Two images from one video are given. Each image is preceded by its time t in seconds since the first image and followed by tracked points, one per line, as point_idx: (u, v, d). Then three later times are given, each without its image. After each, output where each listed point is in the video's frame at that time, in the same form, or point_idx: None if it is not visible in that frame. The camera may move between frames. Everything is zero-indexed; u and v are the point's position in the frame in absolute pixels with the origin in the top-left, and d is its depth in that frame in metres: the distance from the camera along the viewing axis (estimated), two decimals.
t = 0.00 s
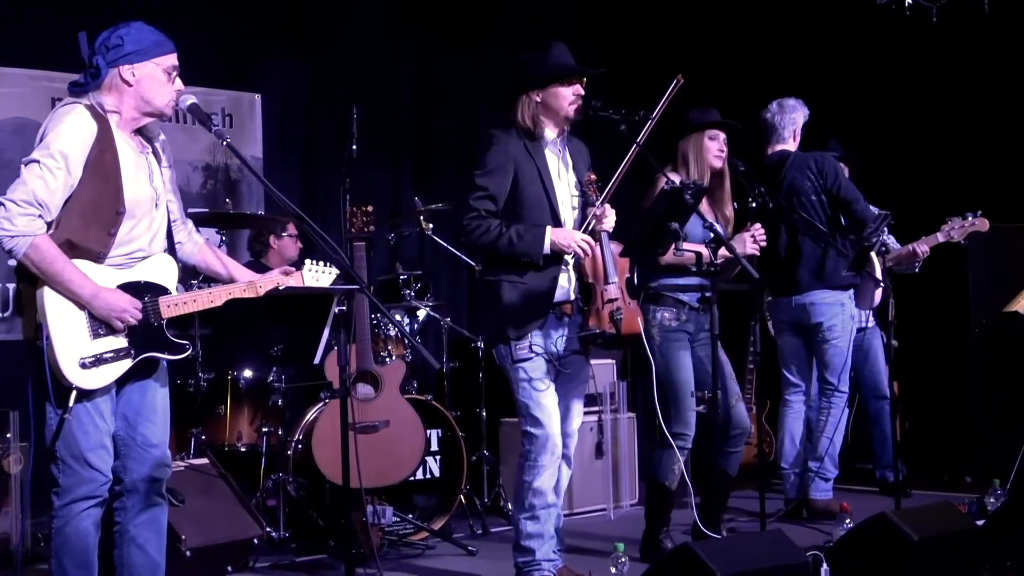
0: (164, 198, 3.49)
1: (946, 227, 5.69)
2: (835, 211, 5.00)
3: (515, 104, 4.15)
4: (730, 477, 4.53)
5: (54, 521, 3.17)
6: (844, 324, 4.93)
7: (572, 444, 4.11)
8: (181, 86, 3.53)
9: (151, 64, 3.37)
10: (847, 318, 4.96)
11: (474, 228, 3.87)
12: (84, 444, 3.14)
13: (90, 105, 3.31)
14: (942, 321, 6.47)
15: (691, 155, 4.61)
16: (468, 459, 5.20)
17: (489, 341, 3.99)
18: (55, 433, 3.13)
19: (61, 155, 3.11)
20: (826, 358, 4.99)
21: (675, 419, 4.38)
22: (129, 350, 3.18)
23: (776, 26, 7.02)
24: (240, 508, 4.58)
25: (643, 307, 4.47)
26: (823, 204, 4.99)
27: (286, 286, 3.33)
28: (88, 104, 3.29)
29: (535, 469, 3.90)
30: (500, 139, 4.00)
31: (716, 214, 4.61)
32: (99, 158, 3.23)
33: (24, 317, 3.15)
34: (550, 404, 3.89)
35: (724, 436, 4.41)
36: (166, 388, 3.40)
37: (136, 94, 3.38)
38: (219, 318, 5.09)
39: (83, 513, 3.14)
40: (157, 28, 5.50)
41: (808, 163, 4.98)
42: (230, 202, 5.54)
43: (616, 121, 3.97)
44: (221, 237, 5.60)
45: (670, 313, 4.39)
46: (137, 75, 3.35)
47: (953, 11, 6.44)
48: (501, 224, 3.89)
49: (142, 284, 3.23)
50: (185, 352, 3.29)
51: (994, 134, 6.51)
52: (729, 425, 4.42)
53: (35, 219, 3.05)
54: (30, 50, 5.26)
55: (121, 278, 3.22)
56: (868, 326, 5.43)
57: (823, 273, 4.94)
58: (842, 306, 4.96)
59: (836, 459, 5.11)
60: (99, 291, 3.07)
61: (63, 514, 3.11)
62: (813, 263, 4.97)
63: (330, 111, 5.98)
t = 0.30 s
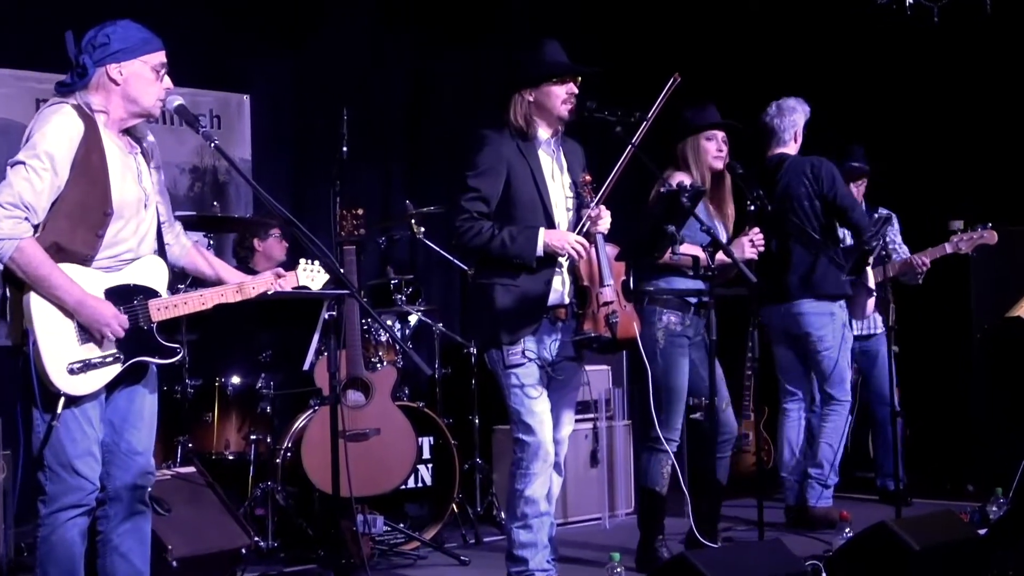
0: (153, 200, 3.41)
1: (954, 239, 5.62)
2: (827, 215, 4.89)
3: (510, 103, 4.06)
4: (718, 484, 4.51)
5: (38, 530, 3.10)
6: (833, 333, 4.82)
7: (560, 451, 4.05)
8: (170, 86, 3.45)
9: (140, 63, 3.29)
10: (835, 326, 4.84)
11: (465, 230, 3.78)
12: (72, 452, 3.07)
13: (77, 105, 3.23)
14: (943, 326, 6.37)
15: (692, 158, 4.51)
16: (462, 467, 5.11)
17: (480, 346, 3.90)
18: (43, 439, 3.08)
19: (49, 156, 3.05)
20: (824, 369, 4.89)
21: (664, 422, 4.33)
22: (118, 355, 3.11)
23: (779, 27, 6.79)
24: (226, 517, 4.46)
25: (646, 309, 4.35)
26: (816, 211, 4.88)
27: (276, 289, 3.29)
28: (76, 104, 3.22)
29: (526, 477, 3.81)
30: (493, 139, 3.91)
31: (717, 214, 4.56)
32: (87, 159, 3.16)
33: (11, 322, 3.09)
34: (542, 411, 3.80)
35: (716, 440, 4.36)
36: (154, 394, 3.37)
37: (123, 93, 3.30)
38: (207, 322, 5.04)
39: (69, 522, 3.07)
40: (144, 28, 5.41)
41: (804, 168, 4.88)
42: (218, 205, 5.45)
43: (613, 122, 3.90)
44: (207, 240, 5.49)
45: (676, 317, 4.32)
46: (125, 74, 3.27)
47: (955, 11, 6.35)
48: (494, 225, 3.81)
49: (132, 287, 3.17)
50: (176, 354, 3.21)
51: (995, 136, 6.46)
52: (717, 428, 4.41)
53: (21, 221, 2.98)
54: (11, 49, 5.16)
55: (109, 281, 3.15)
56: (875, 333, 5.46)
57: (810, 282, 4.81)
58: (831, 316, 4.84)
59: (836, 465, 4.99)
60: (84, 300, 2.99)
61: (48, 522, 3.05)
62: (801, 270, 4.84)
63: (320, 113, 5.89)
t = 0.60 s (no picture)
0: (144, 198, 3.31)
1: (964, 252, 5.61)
2: (820, 214, 4.71)
3: (506, 102, 3.96)
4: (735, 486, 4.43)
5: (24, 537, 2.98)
6: (834, 332, 4.66)
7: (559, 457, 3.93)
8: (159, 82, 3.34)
9: (126, 58, 3.18)
10: (838, 323, 4.69)
11: (457, 233, 3.68)
12: (61, 456, 2.96)
13: (63, 103, 3.13)
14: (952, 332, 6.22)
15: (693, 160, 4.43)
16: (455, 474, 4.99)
17: (474, 350, 3.82)
18: (33, 445, 2.98)
19: (33, 157, 2.95)
20: (823, 370, 4.72)
21: (663, 426, 4.19)
22: (112, 356, 3.05)
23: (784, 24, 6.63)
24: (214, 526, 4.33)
25: (645, 312, 4.28)
26: (812, 211, 4.73)
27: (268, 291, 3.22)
28: (61, 102, 3.12)
29: (521, 484, 3.68)
30: (487, 139, 3.81)
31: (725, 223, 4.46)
32: (73, 158, 3.06)
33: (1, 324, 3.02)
34: (538, 416, 3.69)
35: (730, 444, 4.30)
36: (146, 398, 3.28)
37: (110, 91, 3.19)
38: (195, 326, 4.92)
39: (57, 528, 2.95)
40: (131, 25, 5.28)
41: (806, 168, 4.73)
42: (205, 207, 5.33)
43: (610, 122, 3.80)
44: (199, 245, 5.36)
45: (675, 318, 4.23)
46: (111, 71, 3.16)
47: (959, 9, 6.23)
48: (487, 228, 3.70)
49: (123, 287, 3.09)
50: (171, 355, 3.15)
51: (1000, 134, 6.36)
52: (729, 429, 4.31)
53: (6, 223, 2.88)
54: None
55: (98, 283, 3.06)
56: (880, 337, 5.35)
57: (806, 286, 4.69)
58: (831, 315, 4.68)
59: (837, 468, 4.83)
60: (74, 301, 2.91)
61: (37, 528, 2.93)
62: (789, 261, 4.75)
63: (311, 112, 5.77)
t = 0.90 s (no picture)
0: (129, 201, 3.22)
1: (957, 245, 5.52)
2: (822, 227, 4.56)
3: (497, 101, 3.87)
4: (713, 508, 4.30)
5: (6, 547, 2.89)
6: (823, 337, 4.48)
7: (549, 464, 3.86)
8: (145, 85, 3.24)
9: (111, 61, 3.08)
10: (828, 327, 4.52)
11: (443, 234, 3.61)
12: (47, 464, 2.87)
13: (46, 108, 3.04)
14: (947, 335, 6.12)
15: (682, 161, 4.35)
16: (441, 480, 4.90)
17: (460, 355, 3.72)
18: (19, 453, 2.87)
19: (15, 163, 2.85)
20: (808, 375, 4.54)
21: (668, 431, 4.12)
22: (98, 364, 2.94)
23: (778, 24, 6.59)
24: (195, 534, 4.27)
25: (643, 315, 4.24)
26: (812, 220, 4.58)
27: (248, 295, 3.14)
28: (43, 106, 3.02)
29: (509, 490, 3.59)
30: (475, 139, 3.72)
31: (725, 221, 4.39)
32: (55, 163, 2.96)
33: None
34: (527, 421, 3.61)
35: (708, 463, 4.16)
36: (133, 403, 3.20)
37: (94, 94, 3.09)
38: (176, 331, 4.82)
39: (42, 539, 2.87)
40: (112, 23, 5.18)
41: (812, 175, 4.57)
42: (187, 208, 5.24)
43: (600, 123, 3.71)
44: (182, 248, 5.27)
45: (670, 323, 4.15)
46: (95, 74, 3.06)
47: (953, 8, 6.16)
48: (474, 229, 3.63)
49: (109, 292, 3.00)
50: (158, 361, 3.04)
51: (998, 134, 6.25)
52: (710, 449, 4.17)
53: None
54: None
55: (84, 288, 2.98)
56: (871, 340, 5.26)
57: (795, 294, 4.50)
58: (821, 320, 4.50)
59: (824, 482, 4.69)
60: (59, 308, 2.81)
61: (21, 539, 2.84)
62: (782, 266, 4.59)
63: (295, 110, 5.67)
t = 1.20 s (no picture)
0: (117, 202, 3.12)
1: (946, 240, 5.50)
2: (827, 232, 4.47)
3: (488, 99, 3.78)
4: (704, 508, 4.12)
5: None
6: (820, 337, 4.36)
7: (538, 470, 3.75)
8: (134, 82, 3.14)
9: (97, 59, 2.99)
10: (825, 329, 4.40)
11: (432, 232, 3.52)
12: (27, 468, 2.79)
13: (30, 105, 2.95)
14: (945, 334, 6.07)
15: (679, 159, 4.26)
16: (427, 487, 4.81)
17: (449, 357, 3.61)
18: None
19: None
20: (801, 377, 4.41)
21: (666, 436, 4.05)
22: (82, 366, 2.85)
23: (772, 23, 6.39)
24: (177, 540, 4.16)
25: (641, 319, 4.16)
26: (814, 217, 4.49)
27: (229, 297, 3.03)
28: (27, 103, 2.93)
29: (496, 496, 3.50)
30: (465, 136, 3.63)
31: (716, 217, 4.21)
32: (39, 161, 2.87)
33: None
34: (516, 426, 3.51)
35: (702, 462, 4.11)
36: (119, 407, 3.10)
37: (79, 92, 3.00)
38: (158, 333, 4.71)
39: (20, 545, 2.80)
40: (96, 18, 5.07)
41: (819, 173, 4.48)
42: (169, 207, 5.14)
43: (592, 121, 3.61)
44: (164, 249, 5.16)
45: (665, 323, 4.05)
46: (80, 72, 2.97)
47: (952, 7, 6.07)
48: (464, 228, 3.53)
49: (95, 294, 2.91)
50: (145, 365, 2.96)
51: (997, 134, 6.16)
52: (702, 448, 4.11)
53: None
54: None
55: (69, 288, 2.89)
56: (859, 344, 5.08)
57: (792, 291, 4.38)
58: (818, 319, 4.38)
59: (818, 488, 4.56)
60: (43, 304, 2.74)
61: None
62: (782, 261, 4.44)
63: (280, 106, 5.61)
